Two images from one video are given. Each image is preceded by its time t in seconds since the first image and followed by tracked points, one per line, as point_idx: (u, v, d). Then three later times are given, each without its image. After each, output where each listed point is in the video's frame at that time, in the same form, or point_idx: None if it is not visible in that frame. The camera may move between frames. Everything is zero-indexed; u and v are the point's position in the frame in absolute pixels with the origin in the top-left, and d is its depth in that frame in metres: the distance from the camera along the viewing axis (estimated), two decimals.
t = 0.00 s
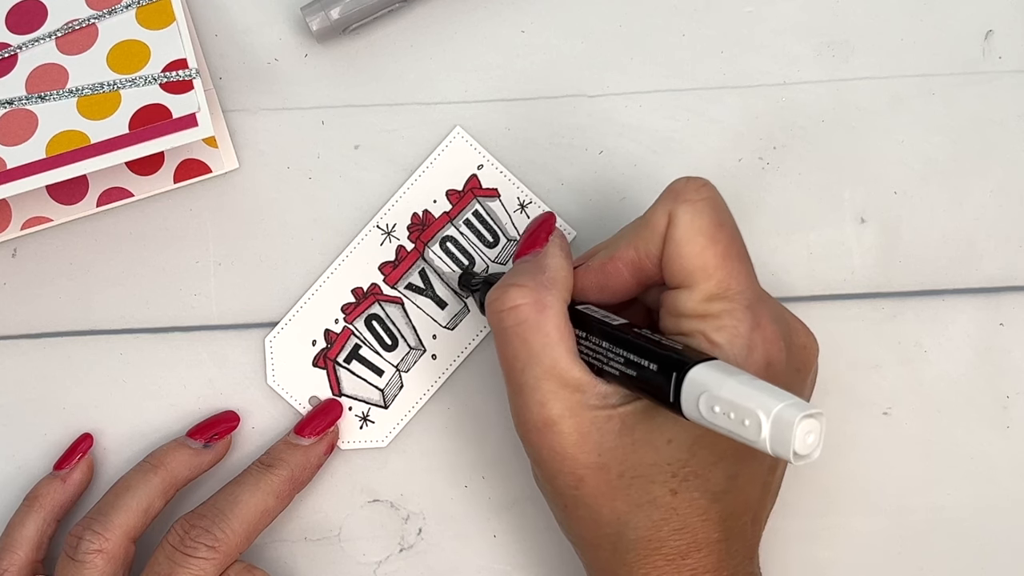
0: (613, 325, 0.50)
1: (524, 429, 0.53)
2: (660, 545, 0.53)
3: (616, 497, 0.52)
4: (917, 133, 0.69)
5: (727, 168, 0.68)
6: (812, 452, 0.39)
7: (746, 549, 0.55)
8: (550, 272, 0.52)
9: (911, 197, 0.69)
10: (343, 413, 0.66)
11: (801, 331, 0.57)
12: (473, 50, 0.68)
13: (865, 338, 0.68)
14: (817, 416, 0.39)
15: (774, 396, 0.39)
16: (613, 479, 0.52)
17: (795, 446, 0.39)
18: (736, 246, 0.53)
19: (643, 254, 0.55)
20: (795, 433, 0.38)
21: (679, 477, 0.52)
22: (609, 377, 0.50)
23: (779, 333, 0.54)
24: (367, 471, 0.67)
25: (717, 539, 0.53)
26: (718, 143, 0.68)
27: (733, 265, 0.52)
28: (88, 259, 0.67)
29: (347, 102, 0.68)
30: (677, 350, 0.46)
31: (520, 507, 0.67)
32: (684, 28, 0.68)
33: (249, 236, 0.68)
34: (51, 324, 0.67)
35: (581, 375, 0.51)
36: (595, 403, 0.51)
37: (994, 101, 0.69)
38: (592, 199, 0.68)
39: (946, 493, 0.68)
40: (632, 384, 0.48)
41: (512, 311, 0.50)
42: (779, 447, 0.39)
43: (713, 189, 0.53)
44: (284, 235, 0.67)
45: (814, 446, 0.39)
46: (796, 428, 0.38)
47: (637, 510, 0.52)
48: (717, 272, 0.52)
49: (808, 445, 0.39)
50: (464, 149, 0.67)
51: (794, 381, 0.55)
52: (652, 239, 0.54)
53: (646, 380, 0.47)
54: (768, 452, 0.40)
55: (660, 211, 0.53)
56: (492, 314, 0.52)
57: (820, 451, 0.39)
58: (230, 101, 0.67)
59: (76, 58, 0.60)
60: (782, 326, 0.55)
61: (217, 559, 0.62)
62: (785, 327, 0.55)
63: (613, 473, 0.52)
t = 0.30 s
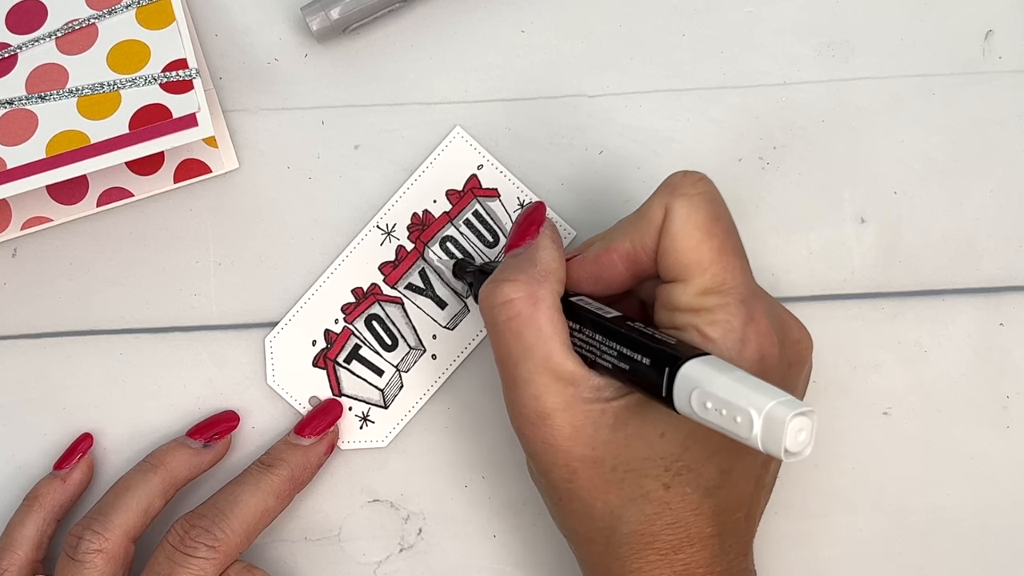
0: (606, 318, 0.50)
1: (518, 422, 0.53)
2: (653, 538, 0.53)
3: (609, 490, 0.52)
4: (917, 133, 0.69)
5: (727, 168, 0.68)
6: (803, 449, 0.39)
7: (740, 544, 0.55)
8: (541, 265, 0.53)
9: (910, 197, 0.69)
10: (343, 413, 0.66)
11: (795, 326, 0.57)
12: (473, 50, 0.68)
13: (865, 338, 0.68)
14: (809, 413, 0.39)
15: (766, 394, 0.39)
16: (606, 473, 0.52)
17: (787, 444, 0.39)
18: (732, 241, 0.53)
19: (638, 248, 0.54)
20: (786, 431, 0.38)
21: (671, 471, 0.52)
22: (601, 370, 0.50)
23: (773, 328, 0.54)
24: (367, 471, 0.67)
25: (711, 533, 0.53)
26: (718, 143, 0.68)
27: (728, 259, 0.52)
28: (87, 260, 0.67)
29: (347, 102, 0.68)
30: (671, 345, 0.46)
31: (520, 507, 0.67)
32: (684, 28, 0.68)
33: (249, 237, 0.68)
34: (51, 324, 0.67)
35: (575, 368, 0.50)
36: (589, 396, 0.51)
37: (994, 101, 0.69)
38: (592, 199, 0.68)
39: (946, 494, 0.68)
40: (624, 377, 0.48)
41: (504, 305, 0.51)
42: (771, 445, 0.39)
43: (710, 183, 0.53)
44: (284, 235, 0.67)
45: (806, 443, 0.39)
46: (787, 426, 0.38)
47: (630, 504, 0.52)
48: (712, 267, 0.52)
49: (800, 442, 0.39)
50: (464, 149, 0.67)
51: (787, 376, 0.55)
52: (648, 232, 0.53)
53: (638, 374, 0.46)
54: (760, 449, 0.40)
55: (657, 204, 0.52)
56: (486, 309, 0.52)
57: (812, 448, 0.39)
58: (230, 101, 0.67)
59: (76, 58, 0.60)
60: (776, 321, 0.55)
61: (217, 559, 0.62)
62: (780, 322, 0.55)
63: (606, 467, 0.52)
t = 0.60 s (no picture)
0: (599, 313, 0.50)
1: (516, 418, 0.53)
2: (650, 535, 0.52)
3: (606, 487, 0.52)
4: (918, 133, 0.69)
5: (727, 168, 0.68)
6: (796, 447, 0.39)
7: (739, 540, 0.55)
8: (531, 262, 0.52)
9: (910, 197, 0.69)
10: (343, 414, 0.66)
11: (789, 321, 0.57)
12: (473, 49, 0.68)
13: (865, 338, 0.68)
14: (802, 411, 0.39)
15: (759, 391, 0.40)
16: (603, 469, 0.52)
17: (779, 441, 0.39)
18: (725, 236, 0.53)
19: (632, 242, 0.54)
20: (778, 429, 0.38)
21: (668, 466, 0.52)
22: (595, 365, 0.50)
23: (765, 324, 0.54)
24: (367, 471, 0.67)
25: (708, 529, 0.53)
26: (718, 143, 0.68)
27: (721, 254, 0.52)
28: (88, 260, 0.67)
29: (347, 102, 0.68)
30: (664, 341, 0.46)
31: (520, 507, 0.67)
32: (684, 28, 0.68)
33: (249, 237, 0.68)
34: (51, 324, 0.67)
35: (569, 365, 0.50)
36: (584, 392, 0.51)
37: (994, 101, 0.69)
38: (592, 199, 0.68)
39: (946, 494, 0.68)
40: (617, 373, 0.48)
41: (497, 305, 0.50)
42: (763, 442, 0.39)
43: (703, 178, 0.53)
44: (284, 235, 0.67)
45: (798, 441, 0.39)
46: (779, 424, 0.38)
47: (627, 500, 0.52)
48: (704, 262, 0.52)
49: (793, 440, 0.39)
50: (463, 149, 0.67)
51: (781, 372, 0.56)
52: (641, 227, 0.53)
53: (631, 370, 0.47)
54: (753, 446, 0.40)
55: (650, 199, 0.52)
56: (477, 310, 0.52)
57: (805, 446, 0.39)
58: (230, 101, 0.67)
59: (76, 58, 0.60)
60: (769, 317, 0.55)
61: (218, 559, 0.62)
62: (773, 317, 0.55)
63: (602, 463, 0.52)
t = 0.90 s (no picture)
0: (611, 309, 0.50)
1: (525, 412, 0.53)
2: (657, 532, 0.52)
3: (614, 483, 0.52)
4: (918, 133, 0.69)
5: (727, 168, 0.68)
6: (808, 448, 0.39)
7: (744, 540, 0.55)
8: (545, 256, 0.52)
9: (910, 197, 0.69)
10: (343, 414, 0.66)
11: (799, 320, 0.57)
12: (473, 49, 0.68)
13: (865, 338, 0.68)
14: (815, 413, 0.39)
15: (773, 392, 0.40)
16: (612, 465, 0.52)
17: (792, 443, 0.39)
18: (739, 235, 0.53)
19: (645, 238, 0.54)
20: (791, 431, 0.39)
21: (677, 463, 0.52)
22: (605, 361, 0.50)
23: (777, 323, 0.54)
24: (368, 471, 0.67)
25: (715, 527, 0.53)
26: (718, 143, 0.68)
27: (735, 253, 0.52)
28: (87, 260, 0.67)
29: (347, 102, 0.67)
30: (676, 339, 0.46)
31: (521, 507, 0.67)
32: (684, 28, 0.68)
33: (249, 237, 0.67)
34: (51, 324, 0.67)
35: (580, 360, 0.51)
36: (594, 387, 0.52)
37: (994, 101, 0.69)
38: (592, 199, 0.68)
39: (946, 494, 0.68)
40: (628, 370, 0.48)
41: (511, 298, 0.51)
42: (776, 444, 0.39)
43: (718, 175, 0.53)
44: (284, 235, 0.67)
45: (810, 443, 0.39)
46: (792, 425, 0.39)
47: (635, 497, 0.52)
48: (718, 260, 0.52)
49: (805, 441, 0.39)
50: (463, 149, 0.67)
51: (791, 371, 0.56)
52: (655, 222, 0.53)
53: (643, 368, 0.47)
54: (765, 447, 0.40)
55: (665, 194, 0.52)
56: (491, 302, 0.52)
57: (817, 447, 0.39)
58: (230, 101, 0.67)
59: (76, 58, 0.60)
60: (780, 317, 0.55)
61: (218, 559, 0.62)
62: (784, 317, 0.55)
63: (611, 460, 0.52)
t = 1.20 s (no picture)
0: (611, 311, 0.49)
1: (526, 415, 0.53)
2: (659, 533, 0.52)
3: (616, 485, 0.52)
4: (917, 133, 0.69)
5: (727, 168, 0.68)
6: (811, 451, 0.40)
7: (745, 540, 0.55)
8: (544, 258, 0.52)
9: (910, 197, 0.69)
10: (343, 414, 0.66)
11: (800, 321, 0.57)
12: (473, 49, 0.68)
13: (865, 338, 0.68)
14: (819, 416, 0.39)
15: (776, 395, 0.40)
16: (614, 468, 0.52)
17: (796, 446, 0.39)
18: (740, 236, 0.53)
19: (645, 238, 0.54)
20: (795, 434, 0.39)
21: (679, 465, 0.52)
22: (606, 363, 0.50)
23: (778, 324, 0.54)
24: (368, 471, 0.67)
25: (716, 528, 0.53)
26: (718, 143, 0.68)
27: (736, 254, 0.52)
28: (87, 260, 0.67)
29: (347, 102, 0.67)
30: (678, 341, 0.46)
31: (521, 507, 0.67)
32: (684, 28, 0.68)
33: (249, 237, 0.67)
34: (51, 324, 0.67)
35: (581, 363, 0.51)
36: (595, 389, 0.51)
37: (994, 101, 0.69)
38: (592, 199, 0.68)
39: (946, 494, 0.68)
40: (630, 372, 0.48)
41: (510, 300, 0.51)
42: (780, 446, 0.40)
43: (719, 176, 0.53)
44: (284, 235, 0.67)
45: (814, 445, 0.40)
46: (797, 429, 0.39)
47: (637, 498, 0.52)
48: (719, 261, 0.52)
49: (808, 444, 0.39)
50: (463, 149, 0.67)
51: (791, 372, 0.56)
52: (656, 223, 0.53)
53: (645, 370, 0.47)
54: (769, 450, 0.40)
55: (666, 195, 0.52)
56: (491, 305, 0.52)
57: (820, 450, 0.40)
58: (230, 101, 0.67)
59: (76, 58, 0.60)
60: (781, 317, 0.55)
61: (218, 559, 0.62)
62: (785, 317, 0.55)
63: (613, 462, 0.52)
